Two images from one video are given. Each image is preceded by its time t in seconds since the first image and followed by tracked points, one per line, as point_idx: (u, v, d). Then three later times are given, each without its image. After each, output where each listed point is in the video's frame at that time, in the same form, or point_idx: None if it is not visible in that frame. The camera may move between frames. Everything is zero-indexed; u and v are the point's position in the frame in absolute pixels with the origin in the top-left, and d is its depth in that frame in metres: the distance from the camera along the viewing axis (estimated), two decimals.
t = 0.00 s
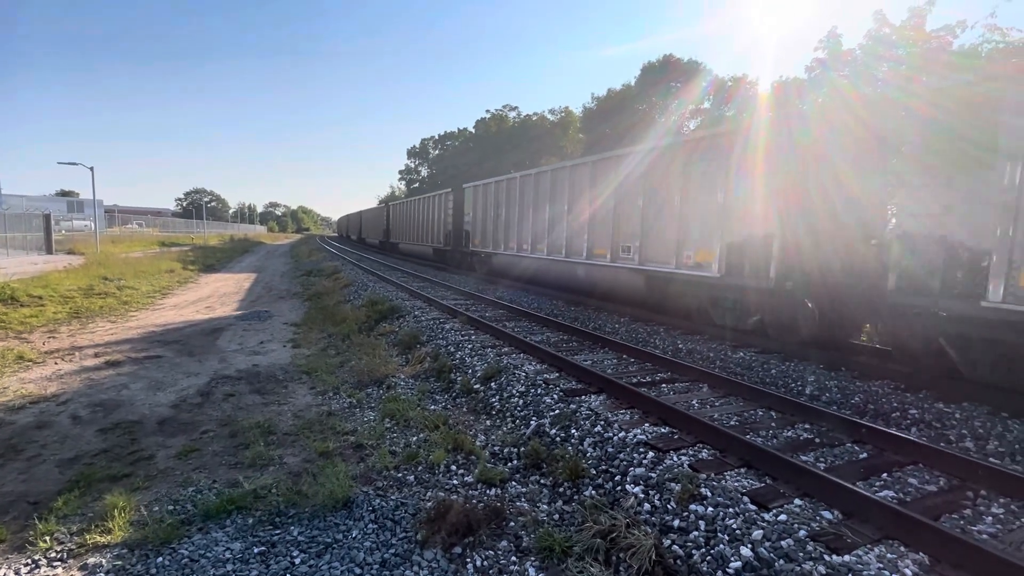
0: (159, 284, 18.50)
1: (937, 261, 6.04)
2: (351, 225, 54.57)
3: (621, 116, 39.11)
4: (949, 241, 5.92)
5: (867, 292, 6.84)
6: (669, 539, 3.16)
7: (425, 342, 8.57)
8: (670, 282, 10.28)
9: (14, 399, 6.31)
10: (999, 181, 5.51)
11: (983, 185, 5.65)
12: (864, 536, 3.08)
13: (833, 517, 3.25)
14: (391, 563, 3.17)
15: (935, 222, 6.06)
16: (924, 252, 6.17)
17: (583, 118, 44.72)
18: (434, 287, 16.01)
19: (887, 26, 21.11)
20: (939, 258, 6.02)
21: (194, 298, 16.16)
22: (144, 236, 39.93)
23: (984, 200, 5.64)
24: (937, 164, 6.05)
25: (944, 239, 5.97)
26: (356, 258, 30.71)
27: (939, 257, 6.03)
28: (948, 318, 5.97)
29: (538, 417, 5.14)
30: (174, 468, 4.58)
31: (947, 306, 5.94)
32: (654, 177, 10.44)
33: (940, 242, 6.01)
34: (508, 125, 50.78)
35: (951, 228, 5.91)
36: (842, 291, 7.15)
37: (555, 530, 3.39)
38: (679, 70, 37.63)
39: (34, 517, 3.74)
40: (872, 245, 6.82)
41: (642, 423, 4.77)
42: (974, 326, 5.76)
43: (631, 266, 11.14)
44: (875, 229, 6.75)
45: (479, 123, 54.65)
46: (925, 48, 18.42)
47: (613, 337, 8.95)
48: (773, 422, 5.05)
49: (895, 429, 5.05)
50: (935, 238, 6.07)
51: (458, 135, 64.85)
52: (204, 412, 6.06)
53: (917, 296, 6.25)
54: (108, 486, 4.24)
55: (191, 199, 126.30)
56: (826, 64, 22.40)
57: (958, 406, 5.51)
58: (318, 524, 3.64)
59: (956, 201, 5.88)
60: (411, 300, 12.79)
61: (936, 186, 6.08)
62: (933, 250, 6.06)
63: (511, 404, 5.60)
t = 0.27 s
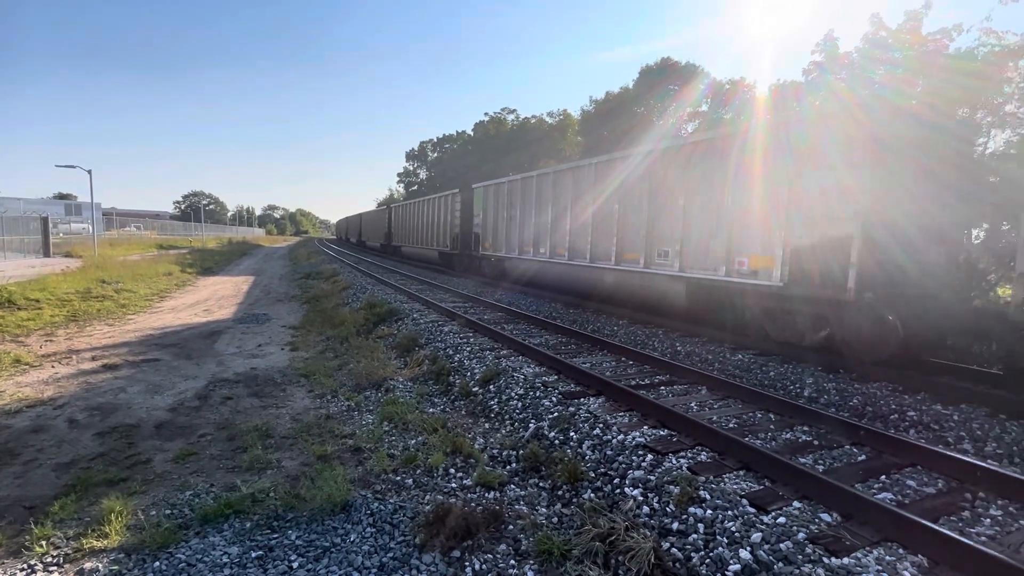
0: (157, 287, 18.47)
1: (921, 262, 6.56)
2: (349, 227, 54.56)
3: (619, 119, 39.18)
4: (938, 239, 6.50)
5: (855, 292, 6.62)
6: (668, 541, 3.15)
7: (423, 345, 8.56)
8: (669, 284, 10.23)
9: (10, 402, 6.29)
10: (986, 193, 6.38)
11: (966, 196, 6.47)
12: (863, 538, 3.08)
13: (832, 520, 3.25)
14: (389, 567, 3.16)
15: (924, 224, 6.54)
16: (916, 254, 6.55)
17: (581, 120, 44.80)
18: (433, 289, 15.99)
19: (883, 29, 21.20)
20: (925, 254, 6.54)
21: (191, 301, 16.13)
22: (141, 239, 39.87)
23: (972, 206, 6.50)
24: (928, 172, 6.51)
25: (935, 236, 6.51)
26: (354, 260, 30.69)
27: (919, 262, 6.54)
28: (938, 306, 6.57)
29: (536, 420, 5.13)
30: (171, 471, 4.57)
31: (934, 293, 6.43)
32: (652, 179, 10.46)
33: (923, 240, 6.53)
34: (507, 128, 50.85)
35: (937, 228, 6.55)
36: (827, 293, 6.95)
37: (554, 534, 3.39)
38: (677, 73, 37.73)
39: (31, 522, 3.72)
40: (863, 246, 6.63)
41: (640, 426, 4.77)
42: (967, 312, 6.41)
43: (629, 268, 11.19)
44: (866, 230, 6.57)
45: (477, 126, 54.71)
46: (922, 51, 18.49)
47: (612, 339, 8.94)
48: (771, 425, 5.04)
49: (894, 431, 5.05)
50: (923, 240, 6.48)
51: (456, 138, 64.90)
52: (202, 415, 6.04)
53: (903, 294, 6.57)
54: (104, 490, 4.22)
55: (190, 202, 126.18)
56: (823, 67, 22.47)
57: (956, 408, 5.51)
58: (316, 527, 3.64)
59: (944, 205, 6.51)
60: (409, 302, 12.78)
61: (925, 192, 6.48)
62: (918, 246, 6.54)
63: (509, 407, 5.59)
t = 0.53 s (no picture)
0: (155, 291, 18.44)
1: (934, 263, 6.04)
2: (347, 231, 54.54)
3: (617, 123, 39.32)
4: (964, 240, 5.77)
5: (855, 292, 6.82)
6: (667, 545, 3.15)
7: (422, 349, 8.56)
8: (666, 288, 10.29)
9: (7, 407, 6.27)
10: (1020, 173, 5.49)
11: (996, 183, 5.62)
12: (862, 541, 3.08)
13: (831, 523, 3.25)
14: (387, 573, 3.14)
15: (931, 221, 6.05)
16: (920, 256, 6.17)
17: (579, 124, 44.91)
18: (431, 293, 16.00)
19: (879, 34, 21.30)
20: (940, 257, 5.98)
21: (189, 305, 16.10)
22: (139, 243, 39.81)
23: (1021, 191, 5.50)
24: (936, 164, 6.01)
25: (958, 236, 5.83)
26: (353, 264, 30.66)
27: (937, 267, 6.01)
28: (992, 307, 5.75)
29: (535, 423, 5.13)
30: (168, 476, 4.55)
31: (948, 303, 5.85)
32: (649, 182, 10.50)
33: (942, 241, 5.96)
34: (505, 132, 50.94)
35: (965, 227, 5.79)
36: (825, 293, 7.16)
37: (553, 538, 3.38)
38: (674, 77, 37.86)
39: (26, 528, 3.70)
40: (860, 246, 6.83)
41: (639, 429, 4.77)
42: None
43: (627, 271, 11.22)
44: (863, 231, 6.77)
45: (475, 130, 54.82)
46: (917, 55, 18.57)
47: (610, 343, 8.95)
48: (770, 428, 5.05)
49: (892, 433, 5.05)
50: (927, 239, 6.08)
51: (455, 142, 64.99)
52: (199, 420, 6.02)
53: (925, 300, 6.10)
54: (101, 496, 4.20)
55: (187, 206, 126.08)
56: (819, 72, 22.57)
57: (954, 411, 5.53)
58: (313, 532, 3.62)
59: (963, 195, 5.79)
60: (408, 306, 12.77)
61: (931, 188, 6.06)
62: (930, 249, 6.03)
63: (508, 411, 5.59)
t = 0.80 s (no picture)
0: (152, 296, 18.40)
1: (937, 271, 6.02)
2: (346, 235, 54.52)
3: (615, 127, 39.45)
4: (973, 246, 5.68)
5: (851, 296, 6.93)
6: (665, 550, 3.14)
7: (420, 353, 8.55)
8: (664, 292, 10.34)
9: (3, 413, 6.24)
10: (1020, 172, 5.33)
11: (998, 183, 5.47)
12: (860, 545, 3.08)
13: (829, 527, 3.25)
14: None
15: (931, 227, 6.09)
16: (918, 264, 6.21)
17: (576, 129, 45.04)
18: (429, 297, 15.99)
19: (875, 40, 21.41)
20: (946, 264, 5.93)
21: (187, 310, 16.07)
22: (137, 248, 39.78)
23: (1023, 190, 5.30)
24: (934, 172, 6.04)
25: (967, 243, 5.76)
26: (351, 269, 30.66)
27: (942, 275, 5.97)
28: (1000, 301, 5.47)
29: (533, 428, 5.12)
30: (165, 482, 4.54)
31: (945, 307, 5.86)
32: (646, 186, 10.53)
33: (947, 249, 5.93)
34: (502, 136, 51.08)
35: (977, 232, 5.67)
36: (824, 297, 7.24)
37: (552, 543, 3.37)
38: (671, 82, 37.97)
39: (22, 534, 3.68)
40: (856, 250, 6.92)
41: (637, 433, 4.77)
42: None
43: (625, 275, 11.23)
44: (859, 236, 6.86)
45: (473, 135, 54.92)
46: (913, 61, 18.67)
47: (609, 347, 8.95)
48: (768, 432, 5.05)
49: (890, 437, 5.05)
50: (928, 247, 6.11)
51: (453, 146, 65.11)
52: (196, 425, 6.00)
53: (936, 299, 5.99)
54: (97, 502, 4.18)
55: (186, 210, 125.93)
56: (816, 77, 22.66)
57: (951, 414, 5.53)
58: (311, 538, 3.61)
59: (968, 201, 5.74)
60: (406, 311, 12.75)
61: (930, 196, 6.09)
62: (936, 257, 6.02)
63: (506, 415, 5.58)
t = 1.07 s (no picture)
0: (150, 301, 18.36)
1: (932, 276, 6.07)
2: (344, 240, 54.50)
3: (612, 132, 39.57)
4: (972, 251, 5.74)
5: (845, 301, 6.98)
6: (663, 554, 3.14)
7: (418, 358, 8.54)
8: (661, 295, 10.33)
9: None
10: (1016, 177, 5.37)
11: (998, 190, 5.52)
12: (858, 548, 3.08)
13: (827, 530, 3.25)
14: None
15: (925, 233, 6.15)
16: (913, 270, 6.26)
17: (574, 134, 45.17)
18: (427, 302, 15.98)
19: (871, 45, 21.53)
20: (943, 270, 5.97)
21: (184, 315, 16.02)
22: (134, 252, 39.71)
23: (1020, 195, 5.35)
24: (930, 179, 6.10)
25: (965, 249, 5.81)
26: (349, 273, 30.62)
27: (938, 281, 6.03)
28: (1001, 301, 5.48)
29: (531, 432, 5.11)
30: (162, 488, 4.52)
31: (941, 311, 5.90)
32: (643, 190, 10.56)
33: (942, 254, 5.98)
34: (500, 141, 51.19)
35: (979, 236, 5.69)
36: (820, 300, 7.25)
37: (550, 547, 3.36)
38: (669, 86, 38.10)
39: (17, 541, 3.66)
40: (850, 254, 6.97)
41: (635, 437, 4.77)
42: None
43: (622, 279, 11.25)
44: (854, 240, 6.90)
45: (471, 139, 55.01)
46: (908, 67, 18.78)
47: (607, 351, 8.96)
48: (766, 435, 5.05)
49: (888, 440, 5.06)
50: (922, 252, 6.16)
51: (451, 151, 65.21)
52: (193, 430, 5.98)
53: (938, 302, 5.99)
54: (93, 508, 4.16)
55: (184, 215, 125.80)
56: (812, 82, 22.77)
57: (948, 417, 5.54)
58: (308, 544, 3.60)
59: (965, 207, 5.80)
60: (404, 315, 12.74)
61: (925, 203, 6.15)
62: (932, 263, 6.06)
63: (504, 420, 5.58)
